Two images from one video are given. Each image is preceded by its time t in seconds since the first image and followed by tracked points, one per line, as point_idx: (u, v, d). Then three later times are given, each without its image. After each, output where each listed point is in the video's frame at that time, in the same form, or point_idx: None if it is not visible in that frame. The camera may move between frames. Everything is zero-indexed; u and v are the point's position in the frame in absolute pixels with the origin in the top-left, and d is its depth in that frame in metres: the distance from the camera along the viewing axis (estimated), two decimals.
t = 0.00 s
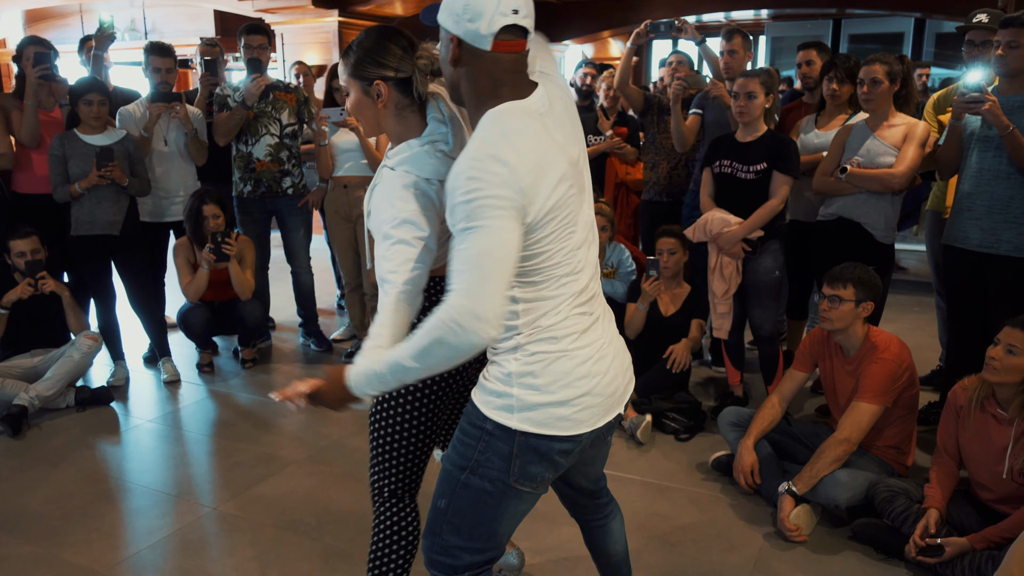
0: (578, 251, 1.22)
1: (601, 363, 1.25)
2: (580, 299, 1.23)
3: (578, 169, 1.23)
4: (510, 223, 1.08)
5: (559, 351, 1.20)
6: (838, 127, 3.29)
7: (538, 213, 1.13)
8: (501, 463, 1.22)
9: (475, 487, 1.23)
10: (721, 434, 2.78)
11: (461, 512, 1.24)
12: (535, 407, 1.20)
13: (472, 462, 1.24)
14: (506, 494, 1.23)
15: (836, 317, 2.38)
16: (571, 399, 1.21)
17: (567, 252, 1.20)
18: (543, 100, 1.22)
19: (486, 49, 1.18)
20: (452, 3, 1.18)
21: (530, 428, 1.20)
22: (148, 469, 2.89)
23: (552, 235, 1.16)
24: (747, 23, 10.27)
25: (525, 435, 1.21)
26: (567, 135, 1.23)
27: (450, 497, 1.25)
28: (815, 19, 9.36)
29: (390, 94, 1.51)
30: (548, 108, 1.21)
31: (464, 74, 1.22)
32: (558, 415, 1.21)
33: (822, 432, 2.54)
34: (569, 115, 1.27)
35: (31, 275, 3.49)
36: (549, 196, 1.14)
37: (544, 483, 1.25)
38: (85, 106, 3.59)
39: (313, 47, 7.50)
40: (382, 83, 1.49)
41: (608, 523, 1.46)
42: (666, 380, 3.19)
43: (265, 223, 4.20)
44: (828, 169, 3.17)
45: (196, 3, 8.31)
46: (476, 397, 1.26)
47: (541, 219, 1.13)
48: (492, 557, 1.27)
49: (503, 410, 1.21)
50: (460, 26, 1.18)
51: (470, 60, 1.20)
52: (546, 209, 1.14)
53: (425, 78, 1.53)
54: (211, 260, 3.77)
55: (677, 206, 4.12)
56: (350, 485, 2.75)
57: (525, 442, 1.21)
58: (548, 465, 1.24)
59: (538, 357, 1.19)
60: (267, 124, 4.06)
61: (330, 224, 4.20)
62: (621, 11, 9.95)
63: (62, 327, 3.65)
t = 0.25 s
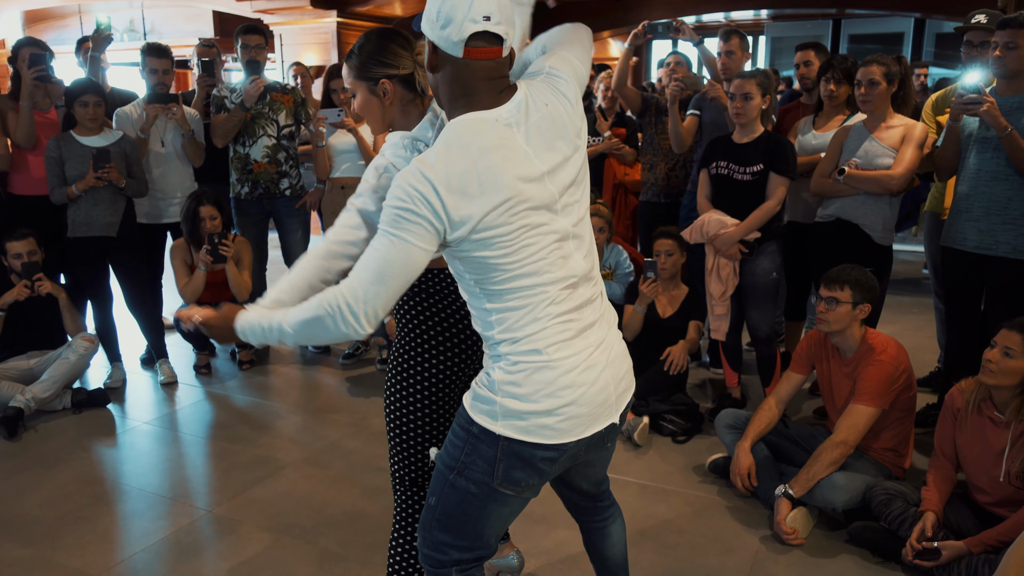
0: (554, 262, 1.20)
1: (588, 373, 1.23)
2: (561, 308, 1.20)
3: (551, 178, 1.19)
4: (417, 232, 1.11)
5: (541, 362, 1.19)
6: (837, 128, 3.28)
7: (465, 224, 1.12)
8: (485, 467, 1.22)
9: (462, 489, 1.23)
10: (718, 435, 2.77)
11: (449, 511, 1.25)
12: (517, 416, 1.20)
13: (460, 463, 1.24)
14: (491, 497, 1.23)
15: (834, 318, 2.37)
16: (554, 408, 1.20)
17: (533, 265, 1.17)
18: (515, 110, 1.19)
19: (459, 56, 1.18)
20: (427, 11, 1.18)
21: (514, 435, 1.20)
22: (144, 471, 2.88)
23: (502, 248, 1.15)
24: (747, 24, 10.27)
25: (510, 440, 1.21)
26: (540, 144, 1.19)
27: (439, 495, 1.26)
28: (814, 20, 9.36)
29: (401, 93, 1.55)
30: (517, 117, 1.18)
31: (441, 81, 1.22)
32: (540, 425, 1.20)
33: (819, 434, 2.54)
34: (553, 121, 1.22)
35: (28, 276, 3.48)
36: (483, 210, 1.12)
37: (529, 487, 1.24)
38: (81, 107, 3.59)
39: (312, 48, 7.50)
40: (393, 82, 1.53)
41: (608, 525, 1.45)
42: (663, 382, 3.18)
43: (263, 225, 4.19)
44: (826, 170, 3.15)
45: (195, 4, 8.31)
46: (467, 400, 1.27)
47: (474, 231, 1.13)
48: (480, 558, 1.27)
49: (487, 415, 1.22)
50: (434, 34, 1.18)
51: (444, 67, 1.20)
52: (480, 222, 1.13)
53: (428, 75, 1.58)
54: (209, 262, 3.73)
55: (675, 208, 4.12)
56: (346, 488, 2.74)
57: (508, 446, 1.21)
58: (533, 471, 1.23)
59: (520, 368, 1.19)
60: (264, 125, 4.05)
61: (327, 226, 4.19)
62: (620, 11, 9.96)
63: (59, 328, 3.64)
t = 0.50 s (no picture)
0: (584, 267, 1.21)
1: (616, 368, 1.25)
2: (592, 306, 1.22)
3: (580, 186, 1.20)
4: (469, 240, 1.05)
5: (576, 360, 1.20)
6: (834, 130, 3.27)
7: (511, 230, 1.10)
8: (519, 459, 1.23)
9: (493, 482, 1.24)
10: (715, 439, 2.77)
11: (478, 505, 1.25)
12: (552, 411, 1.21)
13: (491, 457, 1.24)
14: (522, 489, 1.24)
15: (830, 322, 2.36)
16: (586, 403, 1.22)
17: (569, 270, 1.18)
18: (549, 118, 1.18)
19: (491, 64, 1.17)
20: (455, 20, 1.17)
21: (548, 427, 1.21)
22: (140, 474, 2.88)
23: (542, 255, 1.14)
24: (747, 24, 10.26)
25: (543, 433, 1.22)
26: (573, 151, 1.19)
27: (468, 491, 1.25)
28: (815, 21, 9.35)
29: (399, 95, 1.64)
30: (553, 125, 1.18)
31: (470, 90, 1.20)
32: (576, 420, 1.22)
33: (816, 438, 2.53)
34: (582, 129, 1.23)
35: (24, 279, 3.48)
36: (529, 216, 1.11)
37: (556, 478, 1.27)
38: (78, 110, 3.59)
39: (311, 49, 7.50)
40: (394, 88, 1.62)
41: (595, 511, 1.45)
42: (661, 385, 3.18)
43: (261, 227, 4.19)
44: (824, 173, 3.14)
45: (194, 5, 8.32)
46: (495, 396, 1.26)
47: (519, 237, 1.11)
48: (504, 550, 1.28)
49: (520, 409, 1.22)
50: (464, 43, 1.16)
51: (473, 74, 1.18)
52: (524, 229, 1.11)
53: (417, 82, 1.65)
54: (205, 264, 3.74)
55: (673, 210, 4.11)
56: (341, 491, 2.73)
57: (542, 438, 1.22)
58: (562, 461, 1.25)
59: (555, 366, 1.20)
60: (262, 127, 4.05)
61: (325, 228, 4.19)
62: (620, 12, 9.95)
63: (56, 330, 3.62)
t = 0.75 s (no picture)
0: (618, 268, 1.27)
1: (626, 371, 1.29)
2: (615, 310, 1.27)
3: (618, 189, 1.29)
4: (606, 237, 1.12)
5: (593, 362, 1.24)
6: (834, 132, 3.27)
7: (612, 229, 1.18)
8: (530, 459, 1.24)
9: (503, 481, 1.25)
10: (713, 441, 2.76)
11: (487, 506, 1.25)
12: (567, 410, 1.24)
13: (500, 456, 1.26)
14: (532, 489, 1.25)
15: (828, 324, 2.36)
16: (597, 404, 1.26)
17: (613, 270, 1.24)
18: (588, 124, 1.26)
19: (546, 70, 1.23)
20: (508, 28, 1.19)
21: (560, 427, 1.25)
22: (138, 475, 2.88)
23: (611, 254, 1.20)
24: (748, 25, 10.25)
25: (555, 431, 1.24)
26: (613, 160, 1.28)
27: (478, 490, 1.27)
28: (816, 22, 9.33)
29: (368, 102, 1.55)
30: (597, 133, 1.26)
31: (519, 94, 1.24)
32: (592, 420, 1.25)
33: (814, 440, 2.52)
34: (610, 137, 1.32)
35: (24, 280, 3.48)
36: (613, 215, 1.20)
37: (564, 478, 1.28)
38: (77, 111, 3.59)
39: (312, 49, 7.50)
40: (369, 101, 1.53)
41: (585, 507, 1.45)
42: (659, 386, 3.18)
43: (260, 227, 4.19)
44: (823, 174, 3.14)
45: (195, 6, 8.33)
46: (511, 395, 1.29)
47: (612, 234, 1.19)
48: (512, 553, 1.29)
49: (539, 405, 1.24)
50: (518, 49, 1.20)
51: (528, 79, 1.23)
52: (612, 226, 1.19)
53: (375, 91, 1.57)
54: (204, 265, 3.77)
55: (672, 211, 4.11)
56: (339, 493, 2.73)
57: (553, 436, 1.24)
58: (571, 460, 1.28)
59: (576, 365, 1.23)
60: (261, 128, 4.05)
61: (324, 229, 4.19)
62: (621, 12, 9.96)
63: (56, 332, 3.62)
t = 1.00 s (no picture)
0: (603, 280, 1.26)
1: (611, 386, 1.26)
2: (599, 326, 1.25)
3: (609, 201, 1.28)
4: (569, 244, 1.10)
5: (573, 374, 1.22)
6: (834, 134, 3.26)
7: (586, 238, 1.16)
8: (517, 477, 1.23)
9: (490, 502, 1.23)
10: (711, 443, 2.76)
11: (474, 528, 1.23)
12: (549, 423, 1.21)
13: (486, 475, 1.25)
14: (520, 509, 1.24)
15: (826, 327, 2.35)
16: (582, 419, 1.22)
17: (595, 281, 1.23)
18: (581, 131, 1.26)
19: (548, 70, 1.24)
20: (516, 24, 1.19)
21: (543, 441, 1.22)
22: (138, 476, 2.89)
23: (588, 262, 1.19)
24: (750, 25, 10.26)
25: (539, 447, 1.22)
26: (603, 169, 1.26)
27: (464, 514, 1.24)
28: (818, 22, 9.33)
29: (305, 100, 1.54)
30: (589, 141, 1.25)
31: (521, 92, 1.23)
32: (571, 437, 1.22)
33: (813, 442, 2.52)
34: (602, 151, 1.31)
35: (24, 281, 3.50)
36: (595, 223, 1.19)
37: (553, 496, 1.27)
38: (77, 112, 3.60)
39: (314, 50, 7.52)
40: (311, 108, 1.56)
41: (581, 519, 1.45)
42: (659, 389, 3.18)
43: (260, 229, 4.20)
44: (823, 177, 3.15)
45: (197, 7, 8.36)
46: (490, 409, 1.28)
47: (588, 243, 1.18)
48: None
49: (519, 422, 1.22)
50: (523, 44, 1.20)
51: (532, 77, 1.22)
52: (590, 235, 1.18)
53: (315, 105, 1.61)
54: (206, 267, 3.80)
55: (673, 213, 4.11)
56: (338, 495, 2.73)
57: (539, 455, 1.23)
58: (559, 476, 1.25)
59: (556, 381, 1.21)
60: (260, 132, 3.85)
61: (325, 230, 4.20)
62: (623, 13, 9.97)
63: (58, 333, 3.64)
